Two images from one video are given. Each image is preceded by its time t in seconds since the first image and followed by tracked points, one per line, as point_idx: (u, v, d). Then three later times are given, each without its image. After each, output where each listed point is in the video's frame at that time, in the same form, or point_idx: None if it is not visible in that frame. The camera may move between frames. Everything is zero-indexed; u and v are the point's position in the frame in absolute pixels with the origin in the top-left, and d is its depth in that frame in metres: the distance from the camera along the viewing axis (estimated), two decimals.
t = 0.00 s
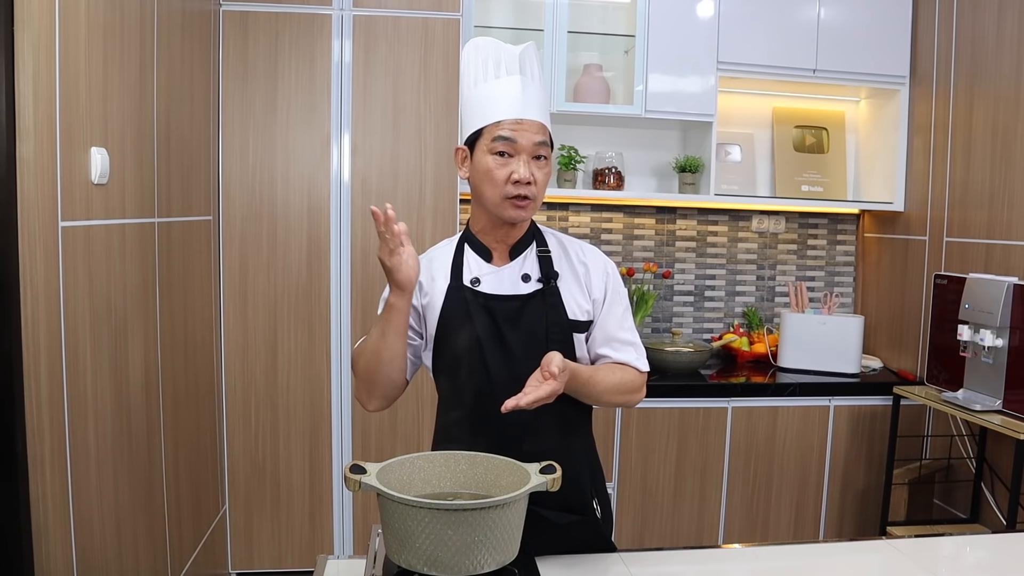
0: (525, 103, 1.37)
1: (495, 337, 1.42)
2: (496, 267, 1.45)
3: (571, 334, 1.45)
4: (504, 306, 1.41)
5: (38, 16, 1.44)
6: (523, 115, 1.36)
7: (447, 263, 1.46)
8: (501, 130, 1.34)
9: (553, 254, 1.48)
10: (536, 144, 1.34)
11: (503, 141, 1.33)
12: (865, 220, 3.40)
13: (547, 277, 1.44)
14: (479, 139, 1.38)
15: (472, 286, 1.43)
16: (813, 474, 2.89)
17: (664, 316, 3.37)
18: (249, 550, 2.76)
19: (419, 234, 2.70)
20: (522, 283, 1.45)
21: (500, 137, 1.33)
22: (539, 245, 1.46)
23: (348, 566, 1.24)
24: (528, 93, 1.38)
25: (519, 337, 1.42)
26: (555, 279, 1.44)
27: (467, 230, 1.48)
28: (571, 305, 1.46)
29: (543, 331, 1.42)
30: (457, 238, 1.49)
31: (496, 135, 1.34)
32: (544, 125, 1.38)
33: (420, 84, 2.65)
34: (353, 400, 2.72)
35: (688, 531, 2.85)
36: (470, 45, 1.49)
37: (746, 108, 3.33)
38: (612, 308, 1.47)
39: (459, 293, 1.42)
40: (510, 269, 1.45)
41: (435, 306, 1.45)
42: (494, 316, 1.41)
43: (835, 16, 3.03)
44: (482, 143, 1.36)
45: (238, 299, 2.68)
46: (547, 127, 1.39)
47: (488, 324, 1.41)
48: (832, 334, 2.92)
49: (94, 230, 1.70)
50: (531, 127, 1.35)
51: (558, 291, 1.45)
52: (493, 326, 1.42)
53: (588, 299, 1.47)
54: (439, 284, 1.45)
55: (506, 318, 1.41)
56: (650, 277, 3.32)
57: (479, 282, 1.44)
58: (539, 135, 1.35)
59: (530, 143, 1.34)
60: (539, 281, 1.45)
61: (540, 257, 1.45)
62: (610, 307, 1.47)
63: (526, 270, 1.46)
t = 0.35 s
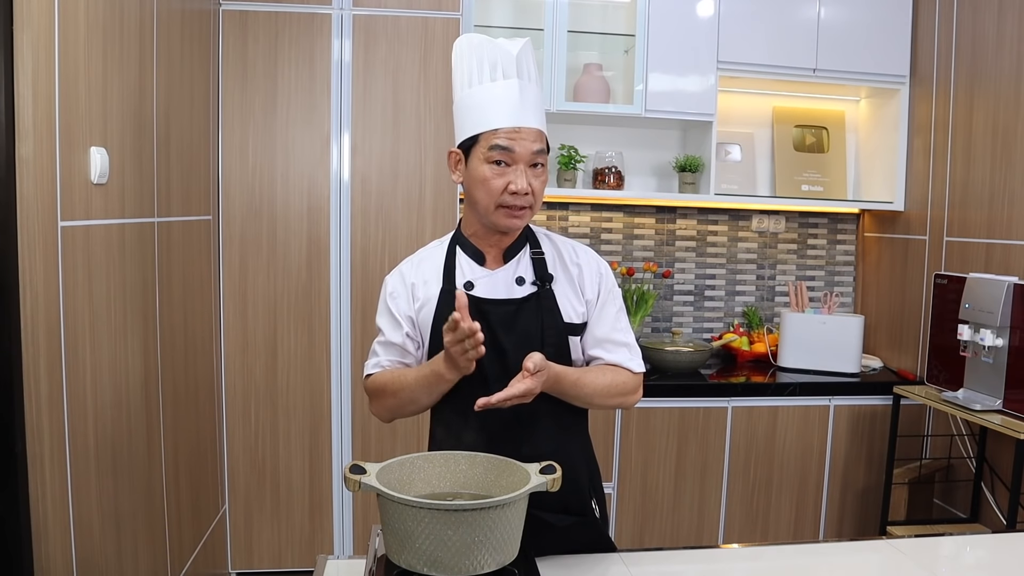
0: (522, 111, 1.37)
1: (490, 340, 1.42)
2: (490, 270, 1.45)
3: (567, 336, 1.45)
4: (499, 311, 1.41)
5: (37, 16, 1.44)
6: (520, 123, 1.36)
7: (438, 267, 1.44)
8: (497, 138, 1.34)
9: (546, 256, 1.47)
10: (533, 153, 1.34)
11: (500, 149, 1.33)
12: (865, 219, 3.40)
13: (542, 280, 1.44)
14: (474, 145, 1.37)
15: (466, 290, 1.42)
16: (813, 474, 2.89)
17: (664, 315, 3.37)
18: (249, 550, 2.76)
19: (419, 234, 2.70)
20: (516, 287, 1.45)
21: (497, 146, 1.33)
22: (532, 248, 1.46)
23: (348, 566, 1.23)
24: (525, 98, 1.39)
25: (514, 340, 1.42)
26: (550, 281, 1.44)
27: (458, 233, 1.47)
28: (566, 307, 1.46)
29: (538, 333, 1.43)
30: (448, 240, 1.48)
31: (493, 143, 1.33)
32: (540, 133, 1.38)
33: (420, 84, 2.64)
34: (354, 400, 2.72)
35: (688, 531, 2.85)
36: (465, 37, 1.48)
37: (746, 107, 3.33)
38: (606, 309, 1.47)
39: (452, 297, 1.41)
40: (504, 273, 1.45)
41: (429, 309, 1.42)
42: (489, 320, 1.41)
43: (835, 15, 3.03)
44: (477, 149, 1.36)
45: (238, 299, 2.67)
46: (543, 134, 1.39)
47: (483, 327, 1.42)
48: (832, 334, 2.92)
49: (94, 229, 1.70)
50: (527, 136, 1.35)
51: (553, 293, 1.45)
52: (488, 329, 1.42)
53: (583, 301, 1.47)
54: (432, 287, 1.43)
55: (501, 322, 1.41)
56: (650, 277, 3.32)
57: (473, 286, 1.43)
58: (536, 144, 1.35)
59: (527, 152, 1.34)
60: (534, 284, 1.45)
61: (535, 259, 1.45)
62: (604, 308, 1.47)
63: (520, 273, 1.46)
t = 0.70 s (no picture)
0: (524, 107, 1.37)
1: (490, 341, 1.42)
2: (492, 270, 1.45)
3: (567, 337, 1.45)
4: (500, 311, 1.42)
5: (37, 16, 1.44)
6: (522, 119, 1.35)
7: (441, 265, 1.44)
8: (498, 133, 1.34)
9: (548, 257, 1.47)
10: (535, 149, 1.34)
11: (501, 144, 1.33)
12: (865, 220, 3.40)
13: (543, 280, 1.44)
14: (477, 141, 1.37)
15: (468, 290, 1.43)
16: (814, 474, 2.88)
17: (664, 316, 3.37)
18: (249, 550, 2.76)
19: (419, 234, 2.70)
20: (517, 286, 1.45)
21: (498, 141, 1.33)
22: (534, 248, 1.46)
23: (348, 566, 1.23)
24: (529, 97, 1.39)
25: (514, 340, 1.42)
26: (551, 281, 1.44)
27: (461, 232, 1.48)
28: (567, 308, 1.46)
29: (539, 334, 1.43)
30: (450, 240, 1.49)
31: (494, 138, 1.33)
32: (542, 130, 1.38)
33: (419, 84, 2.64)
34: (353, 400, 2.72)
35: (688, 531, 2.85)
36: (471, 39, 1.48)
37: (746, 108, 3.33)
38: (607, 310, 1.47)
39: (455, 296, 1.41)
40: (506, 272, 1.45)
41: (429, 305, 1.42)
42: (490, 320, 1.41)
43: (835, 16, 3.03)
44: (479, 145, 1.36)
45: (237, 300, 2.67)
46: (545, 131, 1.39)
47: (484, 327, 1.41)
48: (832, 334, 2.92)
49: (94, 230, 1.70)
50: (529, 131, 1.34)
51: (554, 294, 1.45)
52: (489, 329, 1.42)
53: (583, 302, 1.47)
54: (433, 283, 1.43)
55: (502, 322, 1.41)
56: (650, 278, 3.32)
57: (475, 286, 1.43)
58: (539, 140, 1.35)
59: (528, 148, 1.33)
60: (535, 284, 1.45)
61: (536, 260, 1.45)
62: (605, 309, 1.47)
63: (522, 273, 1.46)
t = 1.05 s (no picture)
0: (524, 104, 1.37)
1: (494, 337, 1.43)
2: (497, 267, 1.45)
3: (571, 334, 1.45)
4: (504, 307, 1.42)
5: (38, 15, 1.44)
6: (522, 114, 1.36)
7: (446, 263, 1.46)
8: (499, 128, 1.34)
9: (552, 255, 1.47)
10: (535, 142, 1.34)
11: (502, 138, 1.33)
12: (865, 220, 3.40)
13: (547, 278, 1.44)
14: (478, 138, 1.38)
15: (473, 286, 1.43)
16: (814, 475, 2.88)
17: (664, 316, 3.36)
18: (249, 551, 2.75)
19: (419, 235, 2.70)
20: (521, 284, 1.44)
21: (498, 135, 1.33)
22: (539, 246, 1.46)
23: (348, 567, 1.23)
24: (526, 93, 1.38)
25: (519, 336, 1.42)
26: (555, 279, 1.44)
27: (466, 230, 1.47)
28: (570, 306, 1.46)
29: (542, 331, 1.43)
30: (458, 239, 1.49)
31: (495, 133, 1.34)
32: (542, 125, 1.38)
33: (420, 85, 2.64)
34: (353, 401, 2.72)
35: (689, 532, 2.85)
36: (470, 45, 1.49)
37: (746, 109, 3.33)
38: (610, 309, 1.47)
39: (461, 292, 1.43)
40: (510, 270, 1.44)
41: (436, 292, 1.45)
42: (494, 316, 1.42)
43: (836, 16, 3.03)
44: (480, 141, 1.36)
45: (238, 300, 2.67)
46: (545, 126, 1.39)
47: (488, 322, 1.42)
48: (833, 335, 2.92)
49: (94, 231, 1.69)
50: (529, 125, 1.35)
51: (558, 291, 1.45)
52: (493, 326, 1.42)
53: (587, 300, 1.47)
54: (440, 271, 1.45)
55: (506, 318, 1.42)
56: (650, 278, 3.32)
57: (480, 282, 1.43)
58: (538, 133, 1.36)
59: (528, 141, 1.34)
60: (539, 282, 1.45)
61: (540, 258, 1.45)
62: (609, 308, 1.47)
63: (526, 271, 1.45)
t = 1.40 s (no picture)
0: (523, 110, 1.37)
1: (492, 336, 1.43)
2: (496, 267, 1.45)
3: (568, 332, 1.46)
4: (502, 306, 1.42)
5: (38, 16, 1.44)
6: (520, 121, 1.36)
7: (447, 264, 1.47)
8: (499, 136, 1.34)
9: (549, 254, 1.48)
10: (536, 150, 1.35)
11: (503, 148, 1.33)
12: (865, 221, 3.40)
13: (544, 277, 1.44)
14: (478, 146, 1.37)
15: (472, 286, 1.43)
16: (814, 474, 2.89)
17: (664, 317, 3.37)
18: (249, 550, 2.76)
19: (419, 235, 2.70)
20: (519, 282, 1.45)
21: (499, 145, 1.33)
22: (537, 246, 1.46)
23: (348, 566, 1.24)
24: (525, 100, 1.39)
25: (516, 334, 1.43)
26: (552, 278, 1.44)
27: (466, 231, 1.48)
28: (567, 304, 1.46)
29: (539, 328, 1.44)
30: (457, 240, 1.49)
31: (496, 142, 1.34)
32: (540, 131, 1.38)
33: (419, 86, 2.65)
34: (354, 401, 2.72)
35: (688, 532, 2.85)
36: (464, 48, 1.49)
37: (746, 109, 3.33)
38: (607, 307, 1.46)
39: (459, 291, 1.43)
40: (508, 269, 1.45)
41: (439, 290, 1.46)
42: (492, 315, 1.42)
43: (835, 17, 3.03)
44: (481, 150, 1.36)
45: (238, 301, 2.68)
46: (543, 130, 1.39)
47: (486, 322, 1.42)
48: (832, 335, 2.92)
49: (95, 231, 1.70)
50: (529, 133, 1.35)
51: (555, 290, 1.45)
52: (491, 325, 1.43)
53: (583, 298, 1.47)
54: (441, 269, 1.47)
55: (503, 316, 1.42)
56: (650, 278, 3.32)
57: (479, 282, 1.43)
58: (538, 141, 1.36)
59: (529, 150, 1.34)
60: (536, 280, 1.45)
61: (538, 257, 1.45)
62: (605, 307, 1.46)
63: (524, 270, 1.46)
